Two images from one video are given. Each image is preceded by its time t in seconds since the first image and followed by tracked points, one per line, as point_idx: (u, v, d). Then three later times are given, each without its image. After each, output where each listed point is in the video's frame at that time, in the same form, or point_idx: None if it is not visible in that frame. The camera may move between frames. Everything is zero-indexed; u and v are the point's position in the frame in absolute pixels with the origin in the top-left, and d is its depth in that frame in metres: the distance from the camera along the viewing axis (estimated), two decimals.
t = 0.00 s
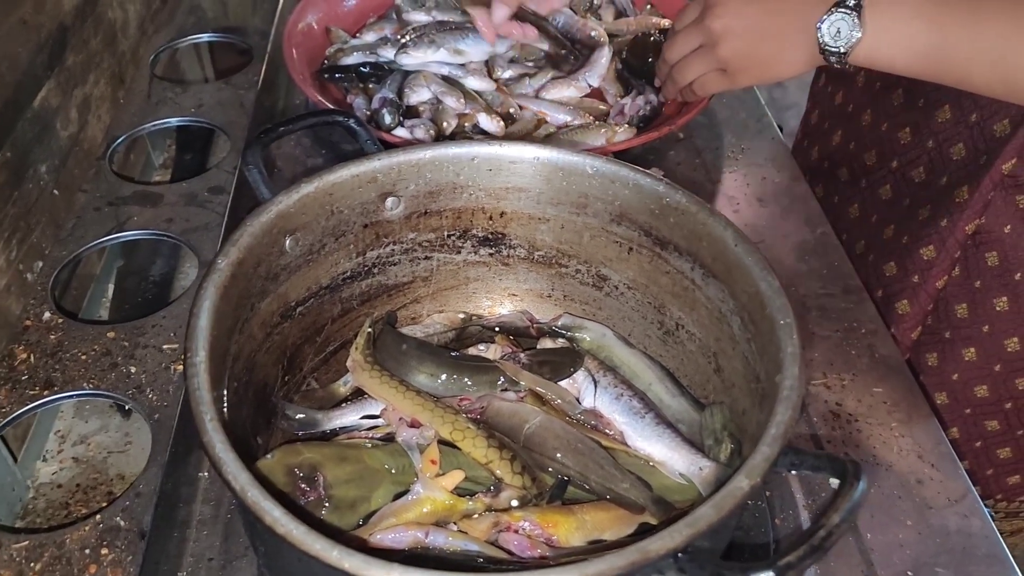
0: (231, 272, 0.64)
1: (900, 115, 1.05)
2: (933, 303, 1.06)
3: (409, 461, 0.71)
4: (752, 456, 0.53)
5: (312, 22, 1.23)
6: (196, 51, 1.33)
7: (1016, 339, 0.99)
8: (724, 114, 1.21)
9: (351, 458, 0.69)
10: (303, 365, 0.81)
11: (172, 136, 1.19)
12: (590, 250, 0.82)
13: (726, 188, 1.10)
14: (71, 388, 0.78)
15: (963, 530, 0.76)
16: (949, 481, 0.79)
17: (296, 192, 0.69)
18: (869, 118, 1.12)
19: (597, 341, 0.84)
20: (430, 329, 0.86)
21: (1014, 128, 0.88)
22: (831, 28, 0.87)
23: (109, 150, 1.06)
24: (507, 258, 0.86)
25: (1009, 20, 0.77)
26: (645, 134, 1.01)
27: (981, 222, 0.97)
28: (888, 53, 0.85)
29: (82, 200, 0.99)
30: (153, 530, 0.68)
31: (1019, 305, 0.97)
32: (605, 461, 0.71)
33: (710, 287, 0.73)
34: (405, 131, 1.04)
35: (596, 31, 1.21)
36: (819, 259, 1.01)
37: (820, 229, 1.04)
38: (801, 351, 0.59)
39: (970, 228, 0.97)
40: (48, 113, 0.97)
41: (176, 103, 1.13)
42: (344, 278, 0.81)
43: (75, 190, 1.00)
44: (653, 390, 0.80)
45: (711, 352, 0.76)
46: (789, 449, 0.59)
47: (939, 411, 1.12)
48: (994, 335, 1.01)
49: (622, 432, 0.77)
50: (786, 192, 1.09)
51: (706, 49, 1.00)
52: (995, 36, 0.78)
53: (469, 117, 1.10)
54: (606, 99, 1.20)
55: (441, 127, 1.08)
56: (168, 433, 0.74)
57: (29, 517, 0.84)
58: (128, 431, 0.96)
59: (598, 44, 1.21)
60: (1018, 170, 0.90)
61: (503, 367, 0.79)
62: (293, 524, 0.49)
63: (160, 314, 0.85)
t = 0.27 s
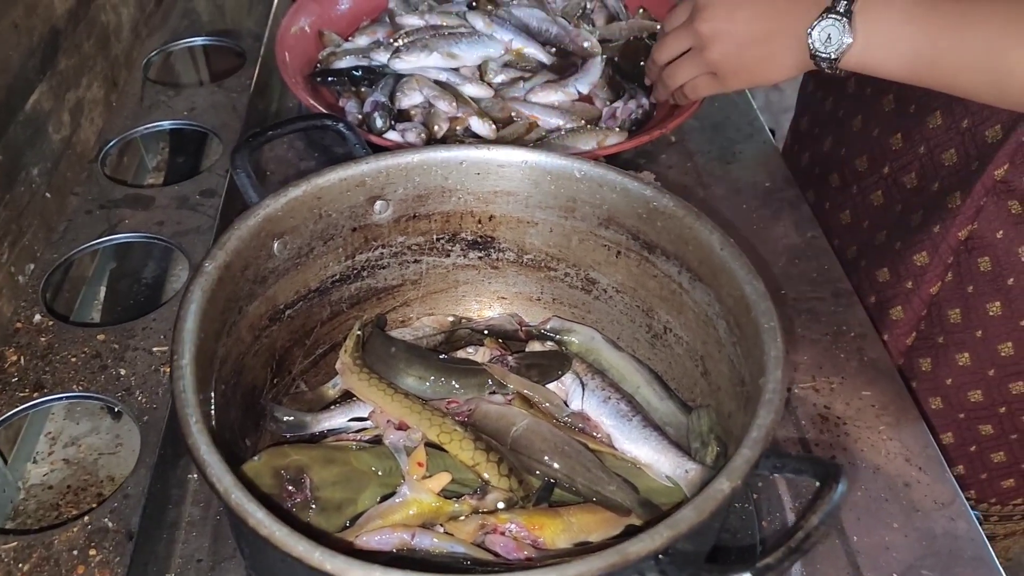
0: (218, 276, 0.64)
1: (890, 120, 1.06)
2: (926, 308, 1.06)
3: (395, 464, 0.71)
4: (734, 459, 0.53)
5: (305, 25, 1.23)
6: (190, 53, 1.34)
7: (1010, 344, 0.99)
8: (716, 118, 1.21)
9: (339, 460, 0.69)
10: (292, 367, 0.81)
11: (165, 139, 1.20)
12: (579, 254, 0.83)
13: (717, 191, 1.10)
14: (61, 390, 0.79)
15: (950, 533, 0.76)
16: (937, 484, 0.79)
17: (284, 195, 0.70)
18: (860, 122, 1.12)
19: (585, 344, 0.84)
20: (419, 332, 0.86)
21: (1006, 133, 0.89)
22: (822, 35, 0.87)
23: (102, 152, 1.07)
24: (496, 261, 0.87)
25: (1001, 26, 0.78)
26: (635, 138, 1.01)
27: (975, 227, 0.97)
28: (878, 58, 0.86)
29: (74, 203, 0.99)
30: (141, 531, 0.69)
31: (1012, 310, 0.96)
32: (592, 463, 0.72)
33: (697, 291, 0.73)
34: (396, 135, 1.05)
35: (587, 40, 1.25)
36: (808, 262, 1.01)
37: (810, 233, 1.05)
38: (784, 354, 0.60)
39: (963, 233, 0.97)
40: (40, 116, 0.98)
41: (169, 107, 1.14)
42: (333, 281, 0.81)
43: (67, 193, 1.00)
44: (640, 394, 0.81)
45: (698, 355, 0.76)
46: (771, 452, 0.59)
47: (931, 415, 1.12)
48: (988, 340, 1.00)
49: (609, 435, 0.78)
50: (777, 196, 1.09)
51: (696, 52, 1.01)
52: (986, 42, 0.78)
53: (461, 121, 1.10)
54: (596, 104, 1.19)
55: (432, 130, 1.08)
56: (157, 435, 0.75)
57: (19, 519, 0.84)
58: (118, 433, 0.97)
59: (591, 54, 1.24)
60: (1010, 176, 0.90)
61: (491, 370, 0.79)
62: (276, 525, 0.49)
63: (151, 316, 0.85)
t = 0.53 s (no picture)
0: (216, 281, 0.65)
1: (883, 126, 1.06)
2: (921, 313, 1.07)
3: (391, 467, 0.72)
4: (725, 462, 0.54)
5: (304, 30, 1.24)
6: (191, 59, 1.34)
7: (1005, 347, 1.00)
8: (712, 122, 1.22)
9: (335, 464, 0.70)
10: (290, 371, 0.82)
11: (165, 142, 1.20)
12: (574, 259, 0.83)
13: (712, 196, 1.11)
14: (60, 394, 0.79)
15: (942, 535, 0.77)
16: (929, 487, 0.80)
17: (281, 201, 0.71)
18: (853, 128, 1.13)
19: (581, 349, 0.85)
20: (416, 336, 0.87)
21: (1000, 139, 0.90)
22: (814, 38, 0.87)
23: (102, 156, 1.08)
24: (492, 266, 0.88)
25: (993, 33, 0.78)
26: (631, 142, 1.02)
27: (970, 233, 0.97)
28: (870, 61, 0.87)
29: (74, 208, 1.00)
30: (139, 534, 0.69)
31: (1006, 314, 0.97)
32: (587, 467, 0.72)
33: (690, 296, 0.74)
34: (393, 140, 1.05)
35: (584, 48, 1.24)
36: (803, 266, 1.02)
37: (805, 237, 1.05)
38: (776, 359, 0.61)
39: (958, 238, 0.98)
40: (41, 122, 0.98)
41: (168, 111, 1.15)
42: (330, 286, 0.82)
43: (67, 197, 1.01)
44: (634, 398, 0.82)
45: (692, 360, 0.77)
46: (762, 456, 0.59)
47: (926, 419, 1.13)
48: (983, 344, 1.01)
49: (604, 439, 0.78)
50: (772, 200, 1.10)
51: (684, 51, 1.02)
52: (976, 48, 0.79)
53: (459, 126, 1.11)
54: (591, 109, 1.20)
55: (430, 135, 1.09)
56: (155, 438, 0.75)
57: (19, 522, 0.85)
58: (118, 437, 0.97)
59: (586, 62, 1.24)
60: (1004, 181, 0.91)
61: (487, 374, 0.80)
62: (272, 528, 0.50)
63: (149, 320, 0.86)
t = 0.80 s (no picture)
0: (214, 275, 0.65)
1: (880, 124, 1.07)
2: (918, 308, 1.07)
3: (389, 461, 0.72)
4: (722, 454, 0.54)
5: (303, 29, 1.25)
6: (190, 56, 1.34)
7: (999, 342, 1.00)
8: (710, 120, 1.23)
9: (333, 457, 0.70)
10: (288, 366, 0.82)
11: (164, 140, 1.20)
12: (572, 254, 0.84)
13: (710, 194, 1.11)
14: (59, 388, 0.79)
15: (940, 531, 0.77)
16: (927, 483, 0.80)
17: (280, 196, 0.71)
18: (849, 125, 1.13)
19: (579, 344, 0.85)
20: (414, 332, 0.89)
21: (994, 134, 0.90)
22: (811, 39, 0.88)
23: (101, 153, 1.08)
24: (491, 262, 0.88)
25: (988, 33, 0.79)
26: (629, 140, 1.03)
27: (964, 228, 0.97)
28: (866, 61, 0.87)
29: (73, 204, 1.00)
30: (138, 527, 0.70)
31: (1000, 308, 0.98)
32: (584, 461, 0.72)
33: (688, 291, 0.74)
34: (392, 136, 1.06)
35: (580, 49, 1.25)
36: (801, 263, 1.02)
37: (803, 235, 1.05)
38: (773, 351, 0.61)
39: (953, 233, 0.98)
40: (40, 118, 0.98)
41: (167, 108, 1.15)
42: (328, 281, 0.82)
43: (66, 193, 1.01)
44: (632, 392, 0.82)
45: (689, 355, 0.77)
46: (758, 449, 0.61)
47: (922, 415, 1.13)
48: (977, 339, 1.02)
49: (602, 434, 0.78)
50: (770, 198, 1.10)
51: (682, 52, 1.04)
52: (972, 48, 0.79)
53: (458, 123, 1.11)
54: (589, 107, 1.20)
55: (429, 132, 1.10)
56: (153, 433, 0.75)
57: (18, 515, 0.85)
58: (117, 430, 0.98)
59: (586, 62, 1.25)
60: (998, 175, 0.91)
61: (486, 369, 0.81)
62: (268, 517, 0.50)
63: (148, 315, 0.86)
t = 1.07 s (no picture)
0: (217, 271, 0.65)
1: (879, 124, 1.07)
2: (917, 311, 1.07)
3: (391, 459, 0.72)
4: (724, 450, 0.54)
5: (305, 28, 1.25)
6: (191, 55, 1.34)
7: (998, 345, 1.00)
8: (712, 120, 1.23)
9: (335, 454, 0.70)
10: (290, 364, 0.82)
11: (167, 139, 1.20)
12: (574, 253, 0.84)
13: (711, 193, 1.11)
14: (61, 385, 0.80)
15: (941, 529, 0.77)
16: (928, 482, 0.80)
17: (282, 193, 0.71)
18: (850, 126, 1.13)
19: (580, 342, 0.85)
20: (416, 330, 0.87)
21: (994, 136, 0.90)
22: (810, 44, 0.87)
23: (103, 152, 1.08)
24: (492, 260, 0.88)
25: (987, 34, 0.79)
26: (633, 139, 1.03)
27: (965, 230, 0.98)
28: (866, 65, 0.87)
29: (75, 202, 1.00)
30: (140, 524, 0.70)
31: (1001, 310, 0.98)
32: (586, 458, 0.73)
33: (689, 288, 0.74)
34: (394, 136, 1.06)
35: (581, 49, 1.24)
36: (802, 262, 1.02)
37: (804, 234, 1.06)
38: (775, 348, 0.61)
39: (952, 237, 0.98)
40: (42, 116, 0.99)
41: (169, 107, 1.15)
42: (331, 279, 0.82)
43: (68, 191, 1.01)
44: (634, 390, 0.82)
45: (691, 353, 0.77)
46: (760, 444, 0.61)
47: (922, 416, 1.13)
48: (978, 341, 1.02)
49: (604, 431, 0.79)
50: (771, 198, 1.11)
51: (680, 55, 1.02)
52: (972, 50, 0.80)
53: (459, 122, 1.12)
54: (591, 107, 1.20)
55: (430, 131, 1.10)
56: (156, 430, 0.76)
57: (20, 512, 0.85)
58: (118, 429, 0.98)
59: (586, 62, 1.24)
60: (998, 178, 0.91)
61: (489, 366, 0.80)
62: (270, 511, 0.50)
63: (150, 313, 0.86)
